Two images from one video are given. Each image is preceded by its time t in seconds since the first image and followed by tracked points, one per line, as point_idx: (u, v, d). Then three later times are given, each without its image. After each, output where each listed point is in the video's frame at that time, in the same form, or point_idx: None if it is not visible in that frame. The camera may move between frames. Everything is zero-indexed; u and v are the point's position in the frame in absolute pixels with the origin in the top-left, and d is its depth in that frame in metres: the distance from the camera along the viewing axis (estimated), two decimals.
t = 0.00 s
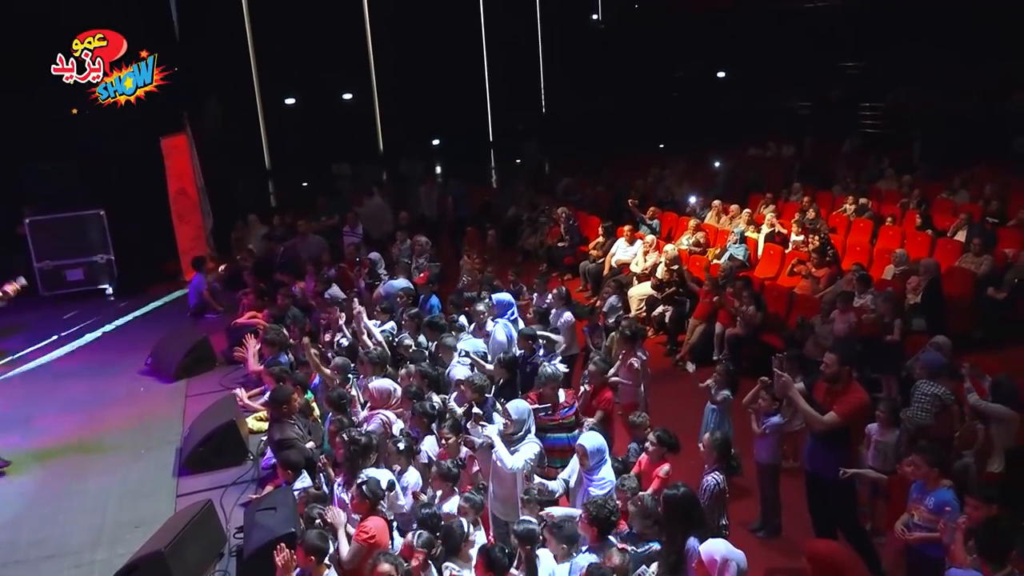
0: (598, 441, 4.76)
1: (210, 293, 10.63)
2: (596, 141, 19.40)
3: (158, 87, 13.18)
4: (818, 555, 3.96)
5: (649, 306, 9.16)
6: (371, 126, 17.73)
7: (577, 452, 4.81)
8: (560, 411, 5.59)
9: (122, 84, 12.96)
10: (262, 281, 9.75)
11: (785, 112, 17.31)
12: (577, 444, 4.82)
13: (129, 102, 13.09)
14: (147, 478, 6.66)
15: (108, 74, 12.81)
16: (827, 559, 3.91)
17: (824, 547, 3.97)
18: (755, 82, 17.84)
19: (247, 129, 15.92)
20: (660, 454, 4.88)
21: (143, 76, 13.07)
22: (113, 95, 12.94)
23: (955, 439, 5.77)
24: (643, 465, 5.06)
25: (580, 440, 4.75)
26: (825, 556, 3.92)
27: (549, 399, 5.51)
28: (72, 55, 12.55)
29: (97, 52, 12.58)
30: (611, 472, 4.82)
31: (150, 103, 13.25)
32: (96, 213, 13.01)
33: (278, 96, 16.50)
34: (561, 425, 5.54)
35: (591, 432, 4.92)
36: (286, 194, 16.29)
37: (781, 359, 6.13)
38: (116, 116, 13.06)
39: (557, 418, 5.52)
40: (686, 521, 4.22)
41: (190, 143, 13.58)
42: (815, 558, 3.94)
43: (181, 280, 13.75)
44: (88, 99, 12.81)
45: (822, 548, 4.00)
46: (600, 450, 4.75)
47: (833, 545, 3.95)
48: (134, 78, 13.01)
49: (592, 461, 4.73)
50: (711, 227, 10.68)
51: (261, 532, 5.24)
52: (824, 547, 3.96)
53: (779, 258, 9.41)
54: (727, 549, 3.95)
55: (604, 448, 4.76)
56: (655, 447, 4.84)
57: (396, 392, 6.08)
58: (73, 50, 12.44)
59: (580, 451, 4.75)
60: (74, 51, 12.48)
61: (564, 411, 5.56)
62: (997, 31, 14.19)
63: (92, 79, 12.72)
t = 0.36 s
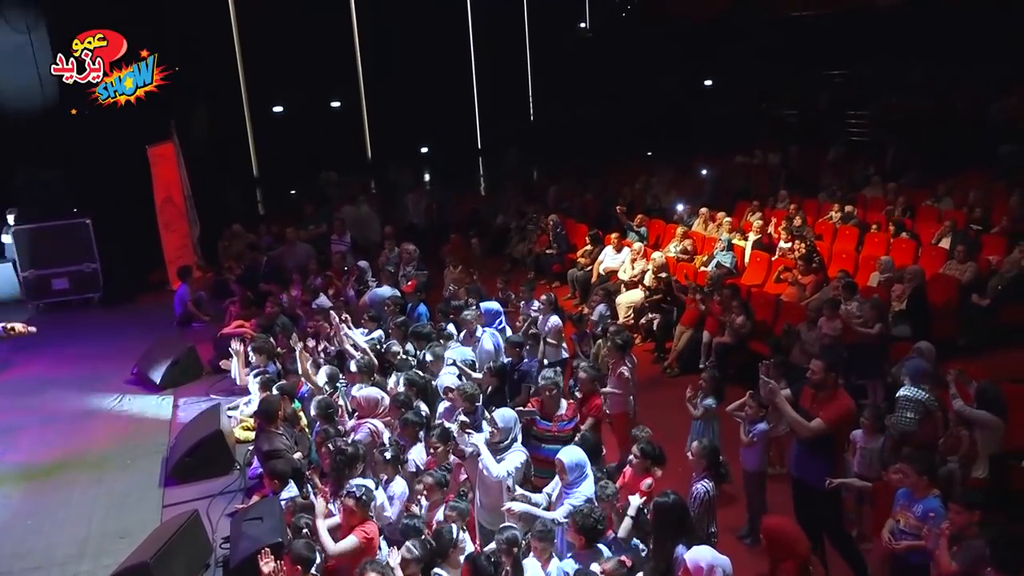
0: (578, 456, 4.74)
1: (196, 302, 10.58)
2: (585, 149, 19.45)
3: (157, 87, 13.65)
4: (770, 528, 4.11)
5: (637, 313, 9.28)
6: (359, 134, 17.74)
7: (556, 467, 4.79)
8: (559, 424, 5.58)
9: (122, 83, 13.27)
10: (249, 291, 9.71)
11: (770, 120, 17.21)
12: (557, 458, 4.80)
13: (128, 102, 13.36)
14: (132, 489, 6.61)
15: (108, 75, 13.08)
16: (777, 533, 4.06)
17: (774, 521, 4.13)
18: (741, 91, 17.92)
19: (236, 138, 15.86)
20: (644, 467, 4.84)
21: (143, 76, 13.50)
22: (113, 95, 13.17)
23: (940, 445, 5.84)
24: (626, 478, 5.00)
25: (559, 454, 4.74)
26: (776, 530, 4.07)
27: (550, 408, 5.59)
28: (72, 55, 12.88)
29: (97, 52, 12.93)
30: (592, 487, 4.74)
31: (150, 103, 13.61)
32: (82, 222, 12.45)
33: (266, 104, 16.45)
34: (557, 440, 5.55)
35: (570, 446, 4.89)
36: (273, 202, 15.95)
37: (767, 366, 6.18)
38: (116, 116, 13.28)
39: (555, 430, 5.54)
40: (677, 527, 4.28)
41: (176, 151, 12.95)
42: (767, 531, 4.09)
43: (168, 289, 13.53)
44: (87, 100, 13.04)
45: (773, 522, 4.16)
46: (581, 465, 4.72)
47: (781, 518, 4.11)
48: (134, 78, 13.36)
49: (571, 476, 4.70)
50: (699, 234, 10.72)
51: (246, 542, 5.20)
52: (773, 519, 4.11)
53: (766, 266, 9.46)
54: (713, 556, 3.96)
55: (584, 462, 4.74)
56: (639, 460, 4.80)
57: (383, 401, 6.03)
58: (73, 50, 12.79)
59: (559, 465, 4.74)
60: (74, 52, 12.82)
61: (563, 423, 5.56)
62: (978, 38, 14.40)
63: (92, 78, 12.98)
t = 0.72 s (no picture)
0: (558, 463, 4.79)
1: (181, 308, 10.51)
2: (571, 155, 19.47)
3: (157, 87, 13.67)
4: (729, 506, 4.05)
5: (624, 318, 9.39)
6: (346, 139, 17.70)
7: (537, 474, 4.84)
8: (550, 433, 5.58)
9: (122, 84, 13.29)
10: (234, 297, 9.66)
11: (758, 125, 17.36)
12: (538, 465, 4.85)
13: (128, 101, 13.38)
14: (115, 496, 6.57)
15: (108, 74, 13.08)
16: (734, 511, 4.00)
17: (730, 499, 4.06)
18: (727, 97, 17.97)
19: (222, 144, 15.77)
20: (629, 476, 4.85)
21: (142, 76, 13.54)
22: (113, 94, 13.16)
23: (923, 448, 5.85)
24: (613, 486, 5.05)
25: (540, 461, 4.78)
26: (734, 507, 4.02)
27: (545, 416, 5.55)
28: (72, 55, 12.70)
29: (97, 52, 12.84)
30: (571, 495, 4.78)
31: (148, 102, 13.66)
32: (67, 228, 12.73)
33: (251, 110, 16.22)
34: (544, 447, 5.58)
35: (551, 453, 4.94)
36: (259, 208, 16.07)
37: (751, 369, 6.21)
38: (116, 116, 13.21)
39: (545, 438, 5.53)
40: (662, 532, 4.28)
41: (162, 157, 12.83)
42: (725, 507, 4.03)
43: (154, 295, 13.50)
44: (88, 100, 12.89)
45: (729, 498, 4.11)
46: (561, 472, 4.78)
47: (736, 497, 4.05)
48: (134, 78, 13.41)
49: (551, 482, 4.75)
50: (685, 239, 10.77)
51: (231, 550, 5.17)
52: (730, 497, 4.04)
53: (751, 270, 9.52)
54: (697, 561, 3.97)
55: (564, 469, 4.79)
56: (623, 469, 4.80)
57: (370, 406, 6.05)
58: (74, 50, 12.62)
59: (539, 472, 4.78)
60: (75, 52, 12.65)
61: (556, 434, 5.52)
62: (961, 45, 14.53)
63: (92, 79, 12.89)
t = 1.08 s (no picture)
0: (542, 465, 4.79)
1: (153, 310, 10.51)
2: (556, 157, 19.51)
3: (156, 87, 14.07)
4: (686, 499, 4.44)
5: (608, 320, 9.35)
6: (331, 142, 17.67)
7: (521, 477, 4.83)
8: (529, 442, 5.52)
9: (122, 84, 13.54)
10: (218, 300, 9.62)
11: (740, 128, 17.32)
12: (521, 468, 4.84)
13: (128, 101, 13.67)
14: (96, 501, 6.53)
15: (107, 75, 13.25)
16: (691, 503, 4.40)
17: (686, 493, 4.45)
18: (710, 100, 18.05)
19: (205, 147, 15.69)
20: (600, 479, 4.78)
21: (143, 76, 13.91)
22: (113, 95, 13.38)
23: (903, 448, 5.93)
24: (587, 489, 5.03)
25: (524, 464, 4.78)
26: (693, 499, 4.41)
27: (533, 420, 5.45)
28: (71, 55, 12.86)
29: (97, 52, 13.02)
30: (555, 499, 4.79)
31: (147, 102, 14.11)
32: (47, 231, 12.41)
33: (235, 113, 16.37)
34: (523, 452, 5.56)
35: (534, 456, 4.93)
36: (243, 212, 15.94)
37: (734, 370, 6.23)
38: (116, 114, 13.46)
39: (524, 444, 5.49)
40: (645, 533, 4.29)
41: (143, 159, 12.71)
42: (684, 499, 4.43)
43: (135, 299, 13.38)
44: (88, 99, 13.00)
45: (687, 492, 4.50)
46: (545, 475, 4.77)
47: (693, 490, 4.45)
48: (134, 78, 13.71)
49: (535, 485, 4.75)
50: (668, 241, 10.82)
51: (212, 554, 5.13)
52: (688, 490, 4.44)
53: (735, 271, 9.57)
54: (677, 562, 3.98)
55: (548, 473, 4.78)
56: (593, 473, 4.72)
57: (354, 409, 6.02)
58: (73, 50, 12.79)
59: (524, 474, 4.78)
60: (75, 52, 12.82)
61: (535, 441, 5.46)
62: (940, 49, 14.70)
63: (92, 78, 13.04)
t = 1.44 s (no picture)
0: (525, 468, 4.80)
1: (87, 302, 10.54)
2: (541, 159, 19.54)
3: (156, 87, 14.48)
4: (645, 491, 4.40)
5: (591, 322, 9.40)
6: (314, 144, 17.61)
7: (504, 479, 4.84)
8: (513, 445, 5.49)
9: (123, 84, 13.84)
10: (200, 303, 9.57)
11: (723, 129, 17.48)
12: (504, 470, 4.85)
13: (128, 101, 13.97)
14: (78, 507, 6.47)
15: (107, 75, 13.52)
16: (652, 493, 4.36)
17: (646, 484, 4.41)
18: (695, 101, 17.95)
19: (187, 149, 15.59)
20: (570, 478, 4.84)
21: (143, 77, 14.29)
22: (114, 95, 13.67)
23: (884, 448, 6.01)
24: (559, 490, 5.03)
25: (507, 466, 4.79)
26: (654, 489, 4.38)
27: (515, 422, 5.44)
28: (71, 55, 13.04)
29: (97, 52, 13.28)
30: (537, 501, 4.81)
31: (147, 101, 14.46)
32: (28, 234, 12.31)
33: (217, 116, 16.17)
34: (507, 454, 5.57)
35: (516, 458, 4.95)
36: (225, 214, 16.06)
37: (716, 370, 6.25)
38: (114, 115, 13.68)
39: (506, 445, 5.50)
40: (627, 532, 4.30)
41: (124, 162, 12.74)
42: (646, 490, 4.39)
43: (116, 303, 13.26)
44: (89, 100, 13.27)
45: (646, 485, 4.45)
46: (528, 477, 4.79)
47: (651, 480, 4.42)
48: (135, 78, 14.05)
49: (518, 488, 4.76)
50: (652, 242, 10.86)
51: (194, 559, 5.09)
52: (647, 481, 4.41)
53: (718, 272, 9.61)
54: (658, 562, 3.98)
55: (531, 475, 4.81)
56: (563, 472, 4.77)
57: (337, 411, 5.96)
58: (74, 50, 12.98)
59: (506, 477, 4.79)
60: (75, 52, 13.02)
61: (518, 444, 5.44)
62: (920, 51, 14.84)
63: (92, 79, 13.29)
